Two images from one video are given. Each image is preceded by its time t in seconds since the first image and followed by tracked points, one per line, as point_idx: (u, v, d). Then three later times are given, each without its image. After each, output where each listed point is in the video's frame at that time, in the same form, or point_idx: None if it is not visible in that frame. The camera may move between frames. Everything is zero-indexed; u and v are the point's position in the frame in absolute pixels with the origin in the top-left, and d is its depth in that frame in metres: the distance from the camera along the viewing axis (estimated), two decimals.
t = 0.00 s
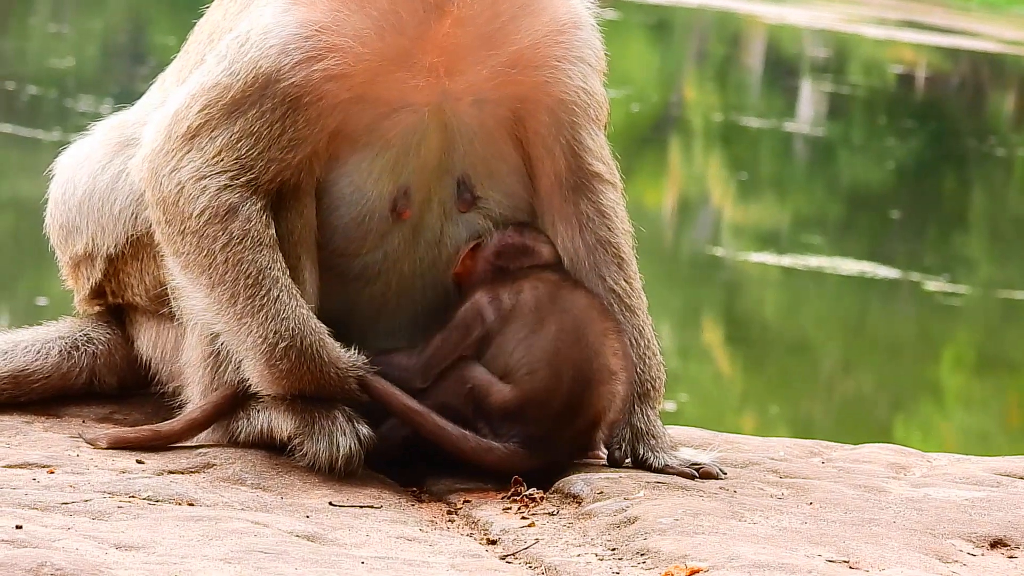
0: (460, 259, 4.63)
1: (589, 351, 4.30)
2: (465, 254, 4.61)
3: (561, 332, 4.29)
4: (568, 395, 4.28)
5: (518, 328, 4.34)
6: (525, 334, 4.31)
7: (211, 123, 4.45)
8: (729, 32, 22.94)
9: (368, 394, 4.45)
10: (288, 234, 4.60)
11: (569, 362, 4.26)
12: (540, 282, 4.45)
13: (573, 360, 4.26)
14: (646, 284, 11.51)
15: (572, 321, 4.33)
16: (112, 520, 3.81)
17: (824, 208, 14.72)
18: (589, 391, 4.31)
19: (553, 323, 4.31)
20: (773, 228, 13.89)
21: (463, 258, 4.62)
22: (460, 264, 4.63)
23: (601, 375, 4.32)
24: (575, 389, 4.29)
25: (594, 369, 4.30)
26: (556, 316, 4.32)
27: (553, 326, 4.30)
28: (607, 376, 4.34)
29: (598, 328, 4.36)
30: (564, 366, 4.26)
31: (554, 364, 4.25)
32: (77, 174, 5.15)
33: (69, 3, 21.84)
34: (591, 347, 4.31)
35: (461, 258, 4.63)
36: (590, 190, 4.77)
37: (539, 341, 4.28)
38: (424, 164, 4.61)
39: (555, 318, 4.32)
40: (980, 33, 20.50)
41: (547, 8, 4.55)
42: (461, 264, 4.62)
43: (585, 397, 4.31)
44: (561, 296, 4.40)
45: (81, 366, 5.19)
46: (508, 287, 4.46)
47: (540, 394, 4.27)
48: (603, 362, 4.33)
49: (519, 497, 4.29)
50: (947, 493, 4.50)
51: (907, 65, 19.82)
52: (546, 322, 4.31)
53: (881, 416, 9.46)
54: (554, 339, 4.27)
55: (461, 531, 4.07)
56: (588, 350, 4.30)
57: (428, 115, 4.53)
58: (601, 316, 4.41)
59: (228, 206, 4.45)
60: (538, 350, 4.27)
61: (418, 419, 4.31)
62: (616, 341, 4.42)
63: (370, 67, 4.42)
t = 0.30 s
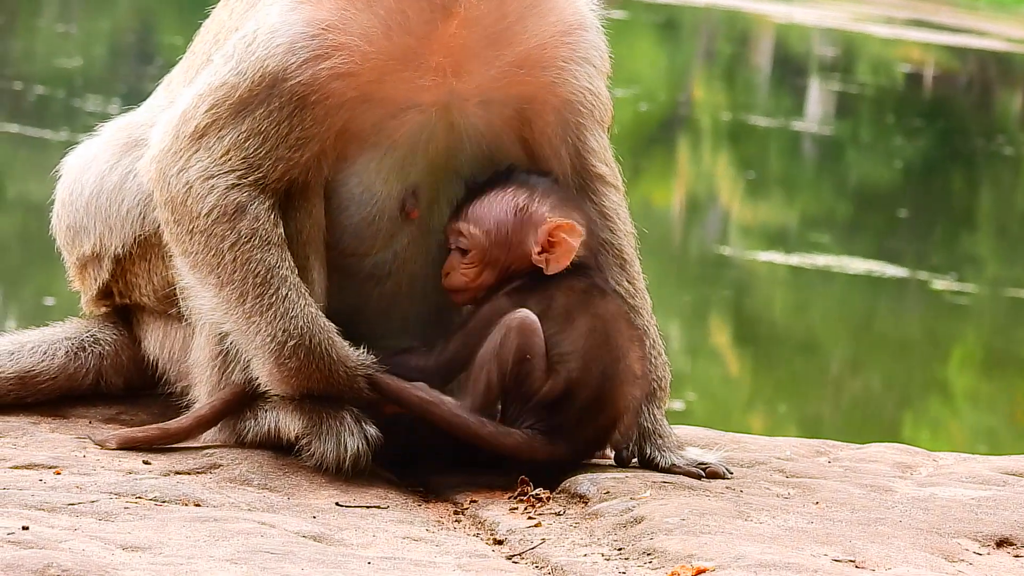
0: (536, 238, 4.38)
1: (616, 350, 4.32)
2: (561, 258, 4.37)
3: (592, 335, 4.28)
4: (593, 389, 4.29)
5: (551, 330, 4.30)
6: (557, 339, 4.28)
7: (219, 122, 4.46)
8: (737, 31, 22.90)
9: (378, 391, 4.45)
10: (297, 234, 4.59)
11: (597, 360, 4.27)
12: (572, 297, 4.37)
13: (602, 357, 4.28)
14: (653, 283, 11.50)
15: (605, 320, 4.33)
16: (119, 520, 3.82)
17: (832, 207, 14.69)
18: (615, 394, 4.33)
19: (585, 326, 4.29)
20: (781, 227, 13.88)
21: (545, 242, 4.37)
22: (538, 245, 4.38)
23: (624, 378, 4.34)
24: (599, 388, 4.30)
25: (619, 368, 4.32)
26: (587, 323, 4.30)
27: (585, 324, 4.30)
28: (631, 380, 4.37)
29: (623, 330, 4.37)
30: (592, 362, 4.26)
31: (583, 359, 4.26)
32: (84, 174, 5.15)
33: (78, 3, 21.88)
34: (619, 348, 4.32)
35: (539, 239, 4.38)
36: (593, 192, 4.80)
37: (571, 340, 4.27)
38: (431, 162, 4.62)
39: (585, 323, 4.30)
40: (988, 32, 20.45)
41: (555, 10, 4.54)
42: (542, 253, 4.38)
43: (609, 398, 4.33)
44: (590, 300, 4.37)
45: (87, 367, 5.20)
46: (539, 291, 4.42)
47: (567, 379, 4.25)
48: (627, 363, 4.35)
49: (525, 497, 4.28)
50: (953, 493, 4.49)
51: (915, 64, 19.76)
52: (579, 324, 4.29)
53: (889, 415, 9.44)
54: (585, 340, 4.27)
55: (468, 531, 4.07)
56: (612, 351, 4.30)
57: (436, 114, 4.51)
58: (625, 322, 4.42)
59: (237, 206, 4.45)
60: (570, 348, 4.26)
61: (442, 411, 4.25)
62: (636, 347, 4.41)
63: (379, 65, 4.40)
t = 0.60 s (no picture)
0: (500, 231, 4.30)
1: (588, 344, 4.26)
2: (524, 251, 4.28)
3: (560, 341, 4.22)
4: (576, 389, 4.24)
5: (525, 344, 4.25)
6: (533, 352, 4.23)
7: (222, 124, 4.44)
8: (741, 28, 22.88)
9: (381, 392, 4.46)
10: (302, 234, 4.59)
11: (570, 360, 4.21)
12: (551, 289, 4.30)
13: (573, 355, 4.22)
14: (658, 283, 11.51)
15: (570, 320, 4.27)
16: (125, 520, 3.84)
17: (837, 203, 14.67)
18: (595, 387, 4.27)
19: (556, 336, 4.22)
20: (786, 224, 13.88)
21: (507, 233, 4.28)
22: (502, 237, 4.30)
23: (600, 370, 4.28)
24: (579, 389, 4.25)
25: (592, 363, 4.26)
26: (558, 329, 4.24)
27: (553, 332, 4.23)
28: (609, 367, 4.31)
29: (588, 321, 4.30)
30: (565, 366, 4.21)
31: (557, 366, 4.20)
32: (89, 174, 5.15)
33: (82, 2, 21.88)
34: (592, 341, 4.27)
35: (502, 231, 4.29)
36: (596, 192, 4.77)
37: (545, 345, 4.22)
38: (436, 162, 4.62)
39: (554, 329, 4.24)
40: (994, 30, 20.42)
41: (557, 10, 4.50)
42: (506, 244, 4.30)
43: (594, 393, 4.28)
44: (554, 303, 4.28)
45: (93, 366, 5.20)
46: (514, 296, 4.30)
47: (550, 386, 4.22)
48: (600, 353, 4.28)
49: (531, 496, 4.28)
50: (958, 492, 4.49)
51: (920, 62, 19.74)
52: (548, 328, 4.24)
53: (895, 412, 9.43)
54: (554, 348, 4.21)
55: (474, 531, 4.07)
56: (582, 343, 4.24)
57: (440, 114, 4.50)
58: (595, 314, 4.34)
59: (240, 208, 4.44)
60: (542, 355, 4.22)
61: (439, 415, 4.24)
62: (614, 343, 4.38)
63: (382, 66, 4.37)
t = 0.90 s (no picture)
0: (508, 210, 4.14)
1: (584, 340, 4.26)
2: (531, 224, 4.16)
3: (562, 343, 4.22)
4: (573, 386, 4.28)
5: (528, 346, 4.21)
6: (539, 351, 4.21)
7: (227, 129, 4.45)
8: (746, 26, 22.87)
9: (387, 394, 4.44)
10: (306, 238, 4.57)
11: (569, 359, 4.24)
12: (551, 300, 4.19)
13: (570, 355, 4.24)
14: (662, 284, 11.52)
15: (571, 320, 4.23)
16: (126, 521, 3.86)
17: (842, 203, 14.66)
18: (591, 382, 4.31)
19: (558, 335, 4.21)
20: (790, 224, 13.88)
21: (515, 211, 4.14)
22: (509, 215, 4.15)
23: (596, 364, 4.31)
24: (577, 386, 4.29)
25: (587, 361, 4.27)
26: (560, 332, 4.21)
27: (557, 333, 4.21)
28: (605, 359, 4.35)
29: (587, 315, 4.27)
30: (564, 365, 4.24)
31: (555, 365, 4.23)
32: (93, 176, 5.15)
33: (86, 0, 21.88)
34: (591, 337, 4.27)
35: (510, 211, 4.14)
36: (597, 195, 4.74)
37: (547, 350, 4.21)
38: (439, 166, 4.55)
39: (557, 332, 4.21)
40: (998, 29, 20.42)
41: (561, 13, 4.43)
42: (515, 222, 4.16)
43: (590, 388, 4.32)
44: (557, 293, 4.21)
45: (95, 367, 5.21)
46: (522, 293, 4.17)
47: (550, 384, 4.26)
48: (597, 349, 4.30)
49: (531, 498, 4.28)
50: (958, 494, 4.49)
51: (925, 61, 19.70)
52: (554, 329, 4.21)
53: (899, 413, 9.42)
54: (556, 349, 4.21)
55: (474, 532, 4.08)
56: (579, 341, 4.24)
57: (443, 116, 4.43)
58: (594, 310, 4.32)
59: (245, 211, 4.45)
60: (543, 357, 4.22)
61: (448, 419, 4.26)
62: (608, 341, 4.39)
63: (385, 71, 4.31)
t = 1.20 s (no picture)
0: (511, 201, 4.06)
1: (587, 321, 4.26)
2: (534, 212, 4.08)
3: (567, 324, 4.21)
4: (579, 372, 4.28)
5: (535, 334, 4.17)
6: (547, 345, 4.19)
7: (242, 115, 4.45)
8: (764, 13, 22.78)
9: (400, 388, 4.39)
10: (321, 224, 4.59)
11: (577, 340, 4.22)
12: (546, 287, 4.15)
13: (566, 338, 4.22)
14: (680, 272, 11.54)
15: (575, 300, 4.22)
16: (141, 507, 3.89)
17: (861, 189, 14.61)
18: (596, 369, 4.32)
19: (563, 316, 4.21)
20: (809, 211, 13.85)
21: (517, 202, 4.07)
22: (512, 206, 4.08)
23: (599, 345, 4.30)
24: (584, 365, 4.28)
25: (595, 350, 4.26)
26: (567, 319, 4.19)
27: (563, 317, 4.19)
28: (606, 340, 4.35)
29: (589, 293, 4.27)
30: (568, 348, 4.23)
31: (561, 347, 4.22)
32: (107, 163, 5.16)
33: None
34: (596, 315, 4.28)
35: (512, 201, 4.06)
36: (612, 181, 4.66)
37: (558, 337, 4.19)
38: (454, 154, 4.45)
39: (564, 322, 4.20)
40: (1020, 15, 20.29)
41: None
42: (519, 212, 4.08)
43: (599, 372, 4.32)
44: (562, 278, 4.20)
45: (110, 354, 5.22)
46: (526, 282, 4.11)
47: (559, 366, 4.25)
48: (604, 335, 4.28)
49: (547, 484, 4.27)
50: (975, 480, 4.47)
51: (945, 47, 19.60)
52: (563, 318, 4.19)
53: (918, 400, 9.40)
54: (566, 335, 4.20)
55: (489, 518, 4.07)
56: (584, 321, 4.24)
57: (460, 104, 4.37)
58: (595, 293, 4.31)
59: (261, 197, 4.45)
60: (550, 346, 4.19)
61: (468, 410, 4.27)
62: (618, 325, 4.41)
63: (400, 58, 4.29)
